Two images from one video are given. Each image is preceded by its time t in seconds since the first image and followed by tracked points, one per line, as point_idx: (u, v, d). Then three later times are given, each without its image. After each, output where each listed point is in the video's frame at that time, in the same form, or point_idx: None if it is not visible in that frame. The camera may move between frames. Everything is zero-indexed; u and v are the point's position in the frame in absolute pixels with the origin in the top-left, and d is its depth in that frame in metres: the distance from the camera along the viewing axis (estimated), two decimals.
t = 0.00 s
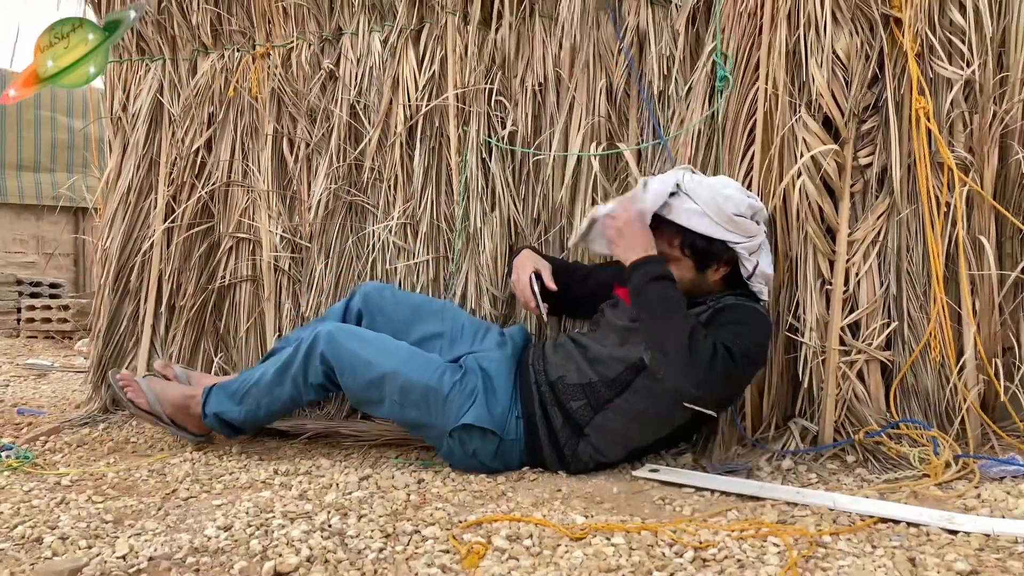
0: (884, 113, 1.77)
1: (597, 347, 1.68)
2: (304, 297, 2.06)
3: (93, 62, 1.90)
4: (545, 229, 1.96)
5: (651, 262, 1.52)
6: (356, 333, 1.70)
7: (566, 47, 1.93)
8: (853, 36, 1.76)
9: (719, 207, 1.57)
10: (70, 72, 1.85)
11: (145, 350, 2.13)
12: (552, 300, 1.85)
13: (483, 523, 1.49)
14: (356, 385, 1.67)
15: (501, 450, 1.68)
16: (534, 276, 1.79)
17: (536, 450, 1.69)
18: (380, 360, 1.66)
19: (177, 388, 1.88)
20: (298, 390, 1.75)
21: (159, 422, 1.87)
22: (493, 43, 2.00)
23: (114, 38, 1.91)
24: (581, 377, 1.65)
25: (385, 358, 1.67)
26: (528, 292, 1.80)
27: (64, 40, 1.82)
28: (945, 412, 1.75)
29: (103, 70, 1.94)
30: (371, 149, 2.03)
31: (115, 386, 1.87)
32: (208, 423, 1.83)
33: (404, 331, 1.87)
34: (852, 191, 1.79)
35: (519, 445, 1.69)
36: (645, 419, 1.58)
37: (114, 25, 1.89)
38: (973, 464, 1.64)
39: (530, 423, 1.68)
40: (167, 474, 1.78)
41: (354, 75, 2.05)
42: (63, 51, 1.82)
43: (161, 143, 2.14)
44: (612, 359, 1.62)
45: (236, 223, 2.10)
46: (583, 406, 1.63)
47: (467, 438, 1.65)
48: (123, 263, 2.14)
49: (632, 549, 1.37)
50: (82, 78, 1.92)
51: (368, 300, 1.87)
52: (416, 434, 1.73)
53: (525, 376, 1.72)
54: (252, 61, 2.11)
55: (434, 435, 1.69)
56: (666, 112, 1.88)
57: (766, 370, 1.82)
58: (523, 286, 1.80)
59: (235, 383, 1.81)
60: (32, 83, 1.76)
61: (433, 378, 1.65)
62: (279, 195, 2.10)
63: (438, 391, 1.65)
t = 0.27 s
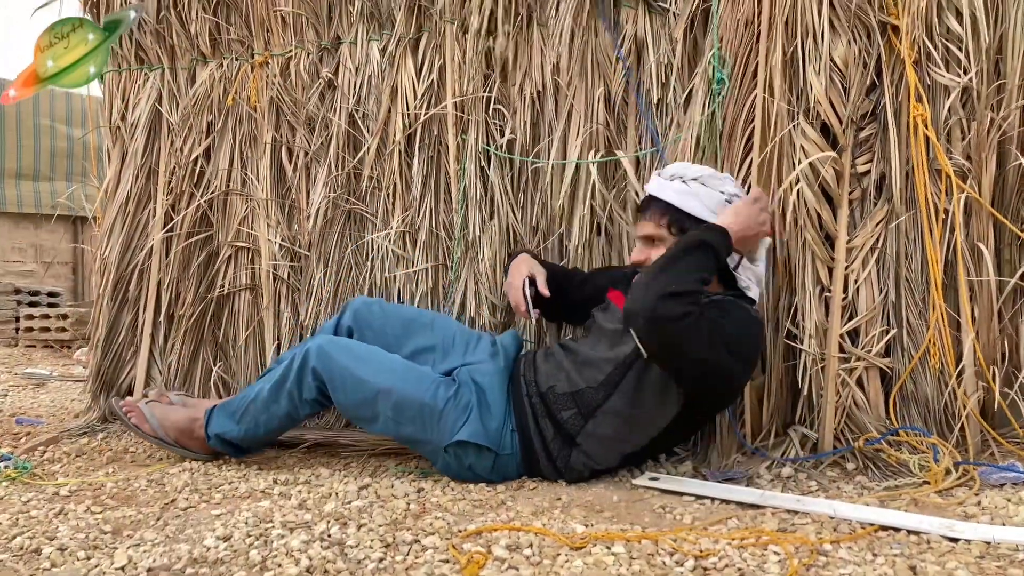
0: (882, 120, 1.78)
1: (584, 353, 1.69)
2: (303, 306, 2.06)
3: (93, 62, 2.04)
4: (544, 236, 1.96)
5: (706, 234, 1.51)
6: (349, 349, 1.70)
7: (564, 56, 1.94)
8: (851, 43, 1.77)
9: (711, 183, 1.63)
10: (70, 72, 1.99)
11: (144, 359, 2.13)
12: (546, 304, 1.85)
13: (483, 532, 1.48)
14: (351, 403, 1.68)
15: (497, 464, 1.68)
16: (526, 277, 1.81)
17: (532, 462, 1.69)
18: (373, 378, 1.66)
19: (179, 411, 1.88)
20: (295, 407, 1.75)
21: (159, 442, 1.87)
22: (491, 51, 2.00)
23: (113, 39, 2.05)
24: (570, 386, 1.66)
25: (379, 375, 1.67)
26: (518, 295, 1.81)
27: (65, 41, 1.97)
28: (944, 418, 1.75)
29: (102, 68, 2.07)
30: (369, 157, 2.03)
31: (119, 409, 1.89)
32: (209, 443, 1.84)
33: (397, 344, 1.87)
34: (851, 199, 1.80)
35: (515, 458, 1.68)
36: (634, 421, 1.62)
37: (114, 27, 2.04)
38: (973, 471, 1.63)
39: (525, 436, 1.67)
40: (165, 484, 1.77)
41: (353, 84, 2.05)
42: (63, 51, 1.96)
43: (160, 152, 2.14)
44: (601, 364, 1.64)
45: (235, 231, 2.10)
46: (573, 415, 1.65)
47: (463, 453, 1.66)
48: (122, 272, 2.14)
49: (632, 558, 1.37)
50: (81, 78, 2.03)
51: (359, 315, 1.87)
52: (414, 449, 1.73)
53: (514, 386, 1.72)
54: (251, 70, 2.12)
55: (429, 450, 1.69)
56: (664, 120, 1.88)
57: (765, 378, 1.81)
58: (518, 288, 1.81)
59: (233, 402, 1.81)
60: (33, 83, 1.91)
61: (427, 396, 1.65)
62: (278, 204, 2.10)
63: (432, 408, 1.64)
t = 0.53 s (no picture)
0: (879, 125, 1.78)
1: (595, 362, 1.68)
2: (301, 313, 2.06)
3: (93, 62, 2.03)
4: (542, 242, 1.96)
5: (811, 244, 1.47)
6: (352, 348, 1.70)
7: (562, 62, 1.94)
8: (848, 48, 1.77)
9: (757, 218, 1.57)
10: (70, 71, 1.99)
11: (143, 366, 2.13)
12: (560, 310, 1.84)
13: (483, 539, 1.48)
14: (354, 401, 1.68)
15: (497, 466, 1.68)
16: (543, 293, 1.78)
17: (532, 467, 1.68)
18: (376, 376, 1.66)
19: (180, 417, 1.88)
20: (297, 407, 1.75)
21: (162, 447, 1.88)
22: (489, 58, 2.00)
23: (114, 38, 2.04)
24: (582, 394, 1.65)
25: (382, 375, 1.67)
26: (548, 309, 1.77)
27: (64, 41, 1.97)
28: (944, 422, 1.75)
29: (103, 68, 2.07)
30: (368, 164, 2.04)
31: (121, 415, 1.90)
32: (208, 446, 1.83)
33: (399, 347, 1.86)
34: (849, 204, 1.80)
35: (514, 460, 1.68)
36: (648, 430, 1.61)
37: (115, 27, 2.03)
38: (973, 475, 1.63)
39: (525, 440, 1.67)
40: (164, 492, 1.77)
41: (351, 91, 2.05)
42: (63, 51, 1.96)
43: (158, 159, 2.14)
44: (615, 373, 1.63)
45: (233, 238, 2.10)
46: (585, 423, 1.64)
47: (463, 453, 1.65)
48: (121, 279, 2.14)
49: (632, 564, 1.36)
50: (81, 78, 2.03)
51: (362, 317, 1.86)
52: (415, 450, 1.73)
53: (521, 393, 1.71)
54: (249, 77, 2.12)
55: (429, 451, 1.68)
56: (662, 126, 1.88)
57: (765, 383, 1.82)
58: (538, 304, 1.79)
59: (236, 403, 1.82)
60: (32, 82, 1.92)
61: (429, 395, 1.65)
62: (276, 211, 2.10)
63: (435, 407, 1.64)
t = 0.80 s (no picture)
0: (876, 127, 1.78)
1: (610, 370, 1.66)
2: (298, 315, 2.06)
3: (93, 62, 2.01)
4: (539, 244, 1.95)
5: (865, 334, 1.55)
6: (348, 354, 1.71)
7: (559, 64, 1.94)
8: (845, 50, 1.77)
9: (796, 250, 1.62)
10: (70, 72, 1.98)
11: (139, 369, 2.13)
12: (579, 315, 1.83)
13: (479, 541, 1.48)
14: (349, 406, 1.68)
15: (494, 471, 1.68)
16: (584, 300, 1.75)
17: (529, 474, 1.68)
18: (372, 382, 1.67)
19: (176, 421, 1.88)
20: (293, 413, 1.76)
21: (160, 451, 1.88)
22: (486, 60, 2.00)
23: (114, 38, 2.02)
24: (593, 401, 1.64)
25: (378, 380, 1.67)
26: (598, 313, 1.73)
27: (64, 41, 1.95)
28: (941, 424, 1.75)
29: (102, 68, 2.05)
30: (365, 166, 2.03)
31: (117, 421, 1.90)
32: (204, 449, 1.83)
33: (396, 350, 1.87)
34: (846, 206, 1.80)
35: (511, 465, 1.68)
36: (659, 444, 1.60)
37: (115, 27, 2.01)
38: (971, 478, 1.63)
39: (522, 444, 1.67)
40: (160, 494, 1.77)
41: (348, 93, 2.05)
42: (63, 51, 1.94)
43: (155, 161, 2.14)
44: (630, 384, 1.62)
45: (230, 240, 2.10)
46: (593, 430, 1.63)
47: (459, 458, 1.65)
48: (118, 282, 2.14)
49: (628, 567, 1.36)
50: (81, 78, 2.01)
51: (360, 322, 1.87)
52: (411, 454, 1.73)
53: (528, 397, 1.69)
54: (246, 79, 2.12)
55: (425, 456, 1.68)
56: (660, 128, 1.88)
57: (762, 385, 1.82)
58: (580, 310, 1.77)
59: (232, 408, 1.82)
60: (32, 82, 1.90)
61: (425, 400, 1.65)
62: (273, 213, 2.10)
63: (431, 413, 1.64)
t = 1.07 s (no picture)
0: (871, 132, 1.78)
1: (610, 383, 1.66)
2: (293, 316, 2.06)
3: (93, 63, 1.87)
4: (534, 247, 1.94)
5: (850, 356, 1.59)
6: (331, 373, 1.67)
7: (555, 67, 1.94)
8: (841, 55, 1.78)
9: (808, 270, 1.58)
10: (70, 72, 1.84)
11: (133, 369, 2.12)
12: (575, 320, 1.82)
13: (470, 544, 1.48)
14: (335, 426, 1.66)
15: (487, 480, 1.68)
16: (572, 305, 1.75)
17: (521, 484, 1.68)
18: (358, 401, 1.65)
19: (164, 427, 1.87)
20: (281, 428, 1.74)
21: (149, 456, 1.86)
22: (482, 62, 2.00)
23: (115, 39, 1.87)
24: (591, 412, 1.63)
25: (364, 399, 1.65)
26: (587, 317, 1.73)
27: (64, 41, 1.80)
28: (934, 430, 1.74)
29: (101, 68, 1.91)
30: (360, 168, 2.03)
31: (105, 430, 1.89)
32: (195, 457, 1.83)
33: (386, 352, 1.84)
34: (840, 211, 1.80)
35: (506, 472, 1.67)
36: (656, 459, 1.59)
37: (116, 27, 1.84)
38: (963, 483, 1.63)
39: (513, 457, 1.66)
40: (152, 495, 1.77)
41: (344, 94, 2.05)
42: (64, 51, 1.80)
43: (151, 162, 2.14)
44: (628, 399, 1.61)
45: (225, 241, 2.10)
46: (589, 443, 1.62)
47: (451, 474, 1.66)
48: (112, 282, 2.14)
49: (619, 571, 1.36)
50: (81, 78, 1.89)
51: (348, 326, 1.84)
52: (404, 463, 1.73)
53: (525, 407, 1.69)
54: (242, 80, 2.12)
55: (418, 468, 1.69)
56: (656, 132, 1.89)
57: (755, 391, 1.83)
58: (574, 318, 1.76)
59: (219, 420, 1.80)
60: (32, 84, 1.74)
61: (413, 418, 1.63)
62: (268, 214, 2.10)
63: (420, 431, 1.63)
